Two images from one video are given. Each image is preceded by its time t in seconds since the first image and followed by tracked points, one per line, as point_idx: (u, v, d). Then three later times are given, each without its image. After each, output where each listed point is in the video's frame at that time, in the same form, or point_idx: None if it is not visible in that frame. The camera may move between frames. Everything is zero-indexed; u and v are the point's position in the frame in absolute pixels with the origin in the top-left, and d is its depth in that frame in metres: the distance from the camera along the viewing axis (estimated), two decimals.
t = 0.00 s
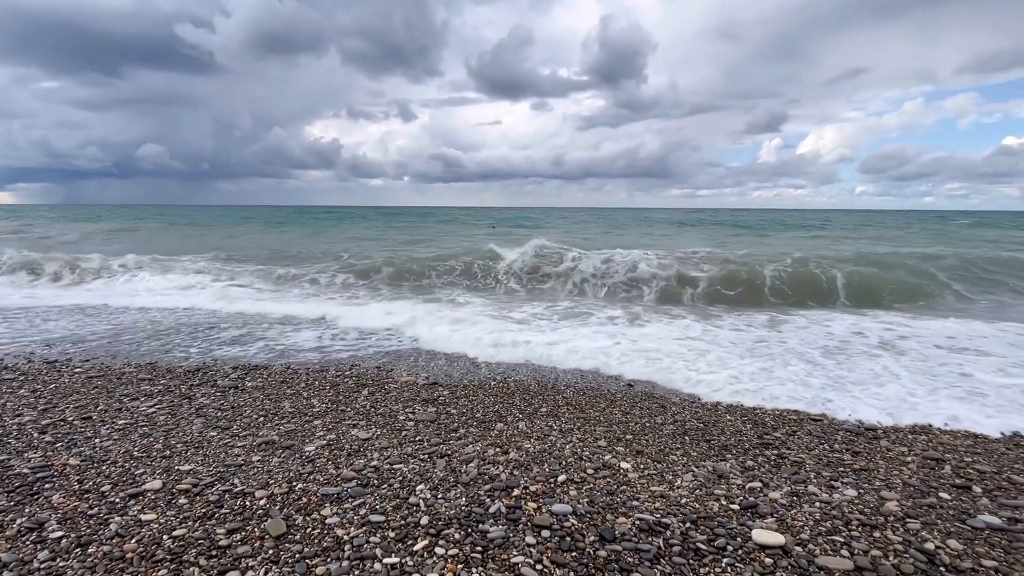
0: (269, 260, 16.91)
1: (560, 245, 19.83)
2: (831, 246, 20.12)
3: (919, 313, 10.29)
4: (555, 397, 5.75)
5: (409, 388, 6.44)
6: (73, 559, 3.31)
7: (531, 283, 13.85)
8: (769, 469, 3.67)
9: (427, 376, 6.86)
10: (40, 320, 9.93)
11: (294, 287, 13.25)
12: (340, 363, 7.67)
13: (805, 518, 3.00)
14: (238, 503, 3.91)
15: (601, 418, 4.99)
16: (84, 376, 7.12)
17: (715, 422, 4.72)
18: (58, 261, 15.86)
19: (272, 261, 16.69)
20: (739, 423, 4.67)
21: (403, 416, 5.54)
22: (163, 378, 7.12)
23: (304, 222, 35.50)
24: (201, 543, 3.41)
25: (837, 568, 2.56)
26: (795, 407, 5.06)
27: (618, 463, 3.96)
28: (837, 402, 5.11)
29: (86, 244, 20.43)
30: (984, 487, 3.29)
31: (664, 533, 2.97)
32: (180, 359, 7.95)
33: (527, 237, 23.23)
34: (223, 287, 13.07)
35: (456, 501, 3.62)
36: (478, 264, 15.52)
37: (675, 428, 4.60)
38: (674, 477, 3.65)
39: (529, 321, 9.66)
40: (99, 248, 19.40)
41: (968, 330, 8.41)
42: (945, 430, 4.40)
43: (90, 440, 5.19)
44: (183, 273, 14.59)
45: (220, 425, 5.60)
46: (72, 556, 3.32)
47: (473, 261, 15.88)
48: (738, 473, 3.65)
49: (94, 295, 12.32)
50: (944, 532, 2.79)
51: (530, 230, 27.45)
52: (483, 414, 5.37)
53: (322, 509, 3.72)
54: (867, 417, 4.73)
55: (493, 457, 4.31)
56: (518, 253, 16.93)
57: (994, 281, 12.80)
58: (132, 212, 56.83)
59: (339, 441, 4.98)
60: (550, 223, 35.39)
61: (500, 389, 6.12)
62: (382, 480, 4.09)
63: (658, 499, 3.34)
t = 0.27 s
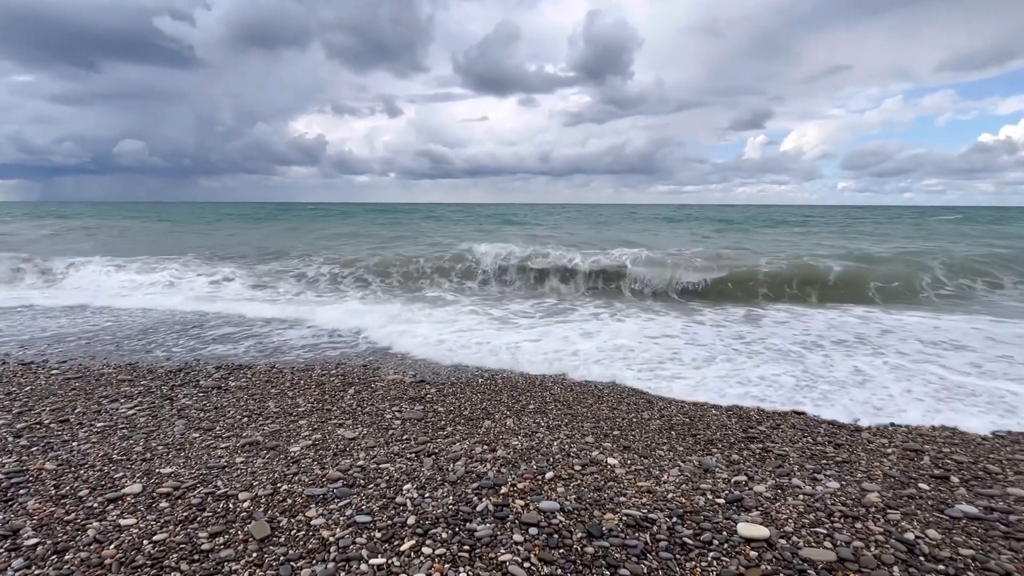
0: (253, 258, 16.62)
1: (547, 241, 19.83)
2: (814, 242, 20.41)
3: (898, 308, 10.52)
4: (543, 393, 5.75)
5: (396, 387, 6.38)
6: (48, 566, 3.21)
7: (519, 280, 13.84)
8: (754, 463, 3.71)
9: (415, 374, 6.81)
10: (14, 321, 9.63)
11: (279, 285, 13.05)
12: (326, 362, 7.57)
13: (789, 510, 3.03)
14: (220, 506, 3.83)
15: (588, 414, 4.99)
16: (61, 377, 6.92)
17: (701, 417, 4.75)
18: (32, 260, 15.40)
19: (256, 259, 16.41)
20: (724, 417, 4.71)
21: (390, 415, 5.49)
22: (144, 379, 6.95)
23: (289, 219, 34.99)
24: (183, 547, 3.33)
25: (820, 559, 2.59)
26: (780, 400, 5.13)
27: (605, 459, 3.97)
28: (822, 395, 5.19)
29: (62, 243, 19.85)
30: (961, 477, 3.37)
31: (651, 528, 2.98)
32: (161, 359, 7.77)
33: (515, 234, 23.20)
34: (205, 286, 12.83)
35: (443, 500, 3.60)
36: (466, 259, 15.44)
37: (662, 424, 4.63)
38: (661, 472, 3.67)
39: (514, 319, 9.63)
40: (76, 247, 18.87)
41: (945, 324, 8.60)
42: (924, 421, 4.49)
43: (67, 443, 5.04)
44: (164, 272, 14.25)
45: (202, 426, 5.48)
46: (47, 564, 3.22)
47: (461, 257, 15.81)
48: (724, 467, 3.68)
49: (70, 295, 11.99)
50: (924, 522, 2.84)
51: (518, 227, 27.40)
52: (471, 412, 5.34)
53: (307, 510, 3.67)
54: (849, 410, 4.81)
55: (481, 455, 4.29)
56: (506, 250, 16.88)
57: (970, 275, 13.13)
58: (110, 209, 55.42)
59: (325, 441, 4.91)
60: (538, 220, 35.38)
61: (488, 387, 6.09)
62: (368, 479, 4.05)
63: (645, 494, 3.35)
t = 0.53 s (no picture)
0: (234, 256, 16.27)
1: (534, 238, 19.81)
2: (793, 238, 20.77)
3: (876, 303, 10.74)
4: (529, 391, 5.72)
5: (380, 386, 6.30)
6: None
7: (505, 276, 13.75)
8: (737, 457, 3.74)
9: (400, 373, 6.73)
10: None
11: (261, 283, 12.80)
12: (309, 361, 7.44)
13: (771, 504, 3.06)
14: (198, 510, 3.72)
15: (574, 411, 4.98)
16: (32, 380, 6.68)
17: (685, 412, 4.78)
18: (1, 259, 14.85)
19: (236, 257, 16.06)
20: (708, 412, 4.74)
21: (374, 414, 5.41)
22: (120, 381, 6.75)
23: (271, 217, 34.37)
24: (159, 554, 3.22)
25: (801, 552, 2.61)
26: (763, 394, 5.18)
27: (590, 456, 3.96)
28: (805, 391, 5.24)
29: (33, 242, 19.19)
30: (937, 468, 3.44)
31: (635, 525, 2.98)
32: (138, 361, 7.56)
33: (501, 231, 23.13)
34: (184, 285, 12.52)
35: (427, 500, 3.55)
36: (452, 256, 15.33)
37: (646, 419, 4.64)
38: (645, 468, 3.67)
39: (493, 317, 9.61)
40: (47, 245, 18.26)
41: (918, 319, 8.83)
42: (901, 414, 4.60)
43: (37, 449, 4.86)
44: (140, 271, 13.86)
45: (180, 429, 5.34)
46: (14, 574, 3.09)
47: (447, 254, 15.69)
48: (707, 462, 3.70)
49: (42, 295, 11.59)
50: (902, 513, 2.89)
51: (504, 224, 27.32)
52: (456, 411, 5.29)
53: (288, 513, 3.59)
54: (829, 404, 4.89)
55: (466, 453, 4.24)
56: (492, 247, 16.80)
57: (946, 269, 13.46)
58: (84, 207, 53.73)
59: (307, 442, 4.82)
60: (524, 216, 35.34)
61: (474, 385, 6.05)
62: (351, 480, 3.98)
63: (629, 491, 3.35)
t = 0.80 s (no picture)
0: (214, 254, 15.89)
1: (520, 236, 19.76)
2: (772, 235, 21.09)
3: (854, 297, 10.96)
4: (513, 388, 5.67)
5: (363, 384, 6.19)
6: None
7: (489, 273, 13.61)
8: (720, 452, 3.74)
9: (384, 372, 6.62)
10: None
11: (242, 282, 12.52)
12: (291, 361, 7.28)
13: (754, 498, 3.05)
14: (170, 515, 3.59)
15: (558, 408, 4.94)
16: None
17: (669, 407, 4.78)
18: None
19: (217, 256, 15.70)
20: (692, 407, 4.75)
21: (356, 413, 5.30)
22: (92, 383, 6.51)
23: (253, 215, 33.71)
24: (127, 561, 3.10)
25: (784, 545, 2.61)
26: (747, 389, 5.21)
27: (574, 452, 3.92)
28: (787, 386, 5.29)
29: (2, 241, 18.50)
30: (915, 459, 3.48)
31: (618, 521, 2.94)
32: (113, 362, 7.31)
33: (487, 229, 23.02)
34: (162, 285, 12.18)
35: (409, 500, 3.47)
36: (438, 254, 15.20)
37: (631, 415, 4.62)
38: (629, 464, 3.65)
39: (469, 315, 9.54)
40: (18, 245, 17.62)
41: (896, 314, 9.00)
42: (878, 407, 4.66)
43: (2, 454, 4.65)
44: (115, 271, 13.45)
45: (154, 431, 5.16)
46: None
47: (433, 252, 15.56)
48: (691, 456, 3.69)
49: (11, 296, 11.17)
50: (881, 504, 2.91)
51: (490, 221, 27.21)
52: (439, 409, 5.21)
53: (264, 516, 3.48)
54: (809, 398, 4.93)
55: (448, 452, 4.17)
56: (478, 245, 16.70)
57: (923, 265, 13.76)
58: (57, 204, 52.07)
59: (286, 442, 4.70)
60: (511, 214, 35.23)
61: (458, 383, 5.97)
62: (330, 481, 3.88)
63: (613, 487, 3.32)
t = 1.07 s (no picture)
0: (193, 253, 15.53)
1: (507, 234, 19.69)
2: (756, 232, 21.33)
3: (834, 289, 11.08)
4: (497, 383, 5.59)
5: (344, 381, 6.07)
6: None
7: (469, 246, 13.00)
8: (702, 443, 3.71)
9: (366, 369, 6.50)
10: None
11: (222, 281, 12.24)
12: (271, 358, 7.11)
13: (736, 488, 3.03)
14: (136, 514, 3.45)
15: (541, 402, 4.89)
16: None
17: (653, 400, 4.75)
18: None
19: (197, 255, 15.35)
20: (675, 400, 4.72)
21: (335, 410, 5.18)
22: (62, 382, 6.28)
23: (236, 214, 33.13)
24: (87, 563, 2.95)
25: (765, 535, 2.57)
26: (730, 382, 5.21)
27: (556, 446, 3.87)
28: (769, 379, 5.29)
29: None
30: (895, 448, 3.49)
31: (599, 513, 2.89)
32: (84, 361, 7.06)
33: (474, 227, 22.92)
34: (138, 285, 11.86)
35: (386, 496, 3.38)
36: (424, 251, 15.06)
37: (614, 409, 4.58)
38: (611, 456, 3.60)
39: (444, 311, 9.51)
40: None
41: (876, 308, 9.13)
42: (859, 398, 4.68)
43: None
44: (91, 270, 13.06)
45: (124, 430, 4.98)
46: None
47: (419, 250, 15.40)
48: (673, 448, 3.66)
49: None
50: (862, 492, 2.90)
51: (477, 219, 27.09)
52: (421, 404, 5.12)
53: (235, 514, 3.36)
54: (791, 391, 4.93)
55: (428, 447, 4.09)
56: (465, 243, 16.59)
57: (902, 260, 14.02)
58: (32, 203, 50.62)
59: (261, 440, 4.56)
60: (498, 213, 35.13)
61: (441, 379, 5.88)
62: (305, 478, 3.77)
63: (594, 480, 3.27)
